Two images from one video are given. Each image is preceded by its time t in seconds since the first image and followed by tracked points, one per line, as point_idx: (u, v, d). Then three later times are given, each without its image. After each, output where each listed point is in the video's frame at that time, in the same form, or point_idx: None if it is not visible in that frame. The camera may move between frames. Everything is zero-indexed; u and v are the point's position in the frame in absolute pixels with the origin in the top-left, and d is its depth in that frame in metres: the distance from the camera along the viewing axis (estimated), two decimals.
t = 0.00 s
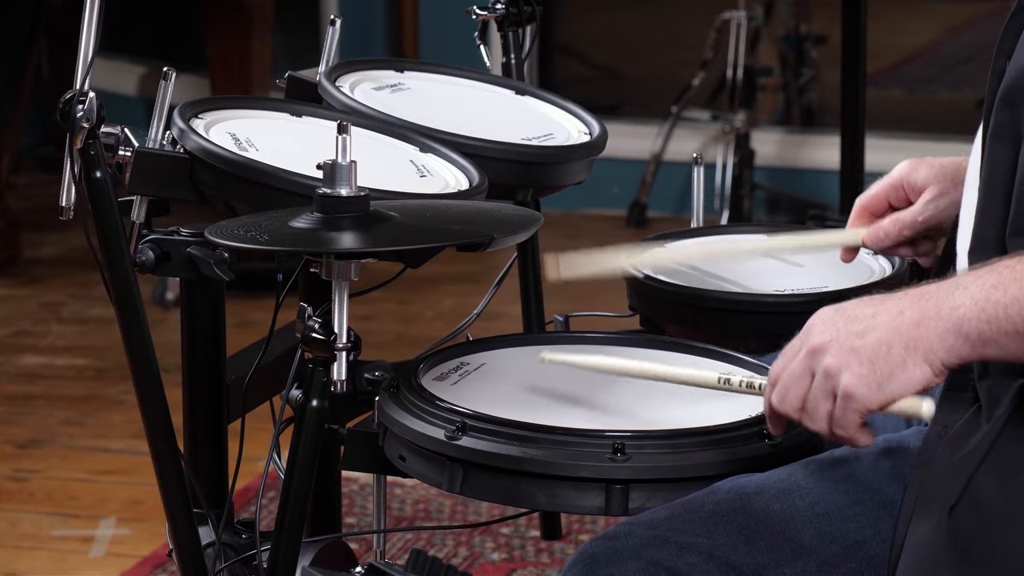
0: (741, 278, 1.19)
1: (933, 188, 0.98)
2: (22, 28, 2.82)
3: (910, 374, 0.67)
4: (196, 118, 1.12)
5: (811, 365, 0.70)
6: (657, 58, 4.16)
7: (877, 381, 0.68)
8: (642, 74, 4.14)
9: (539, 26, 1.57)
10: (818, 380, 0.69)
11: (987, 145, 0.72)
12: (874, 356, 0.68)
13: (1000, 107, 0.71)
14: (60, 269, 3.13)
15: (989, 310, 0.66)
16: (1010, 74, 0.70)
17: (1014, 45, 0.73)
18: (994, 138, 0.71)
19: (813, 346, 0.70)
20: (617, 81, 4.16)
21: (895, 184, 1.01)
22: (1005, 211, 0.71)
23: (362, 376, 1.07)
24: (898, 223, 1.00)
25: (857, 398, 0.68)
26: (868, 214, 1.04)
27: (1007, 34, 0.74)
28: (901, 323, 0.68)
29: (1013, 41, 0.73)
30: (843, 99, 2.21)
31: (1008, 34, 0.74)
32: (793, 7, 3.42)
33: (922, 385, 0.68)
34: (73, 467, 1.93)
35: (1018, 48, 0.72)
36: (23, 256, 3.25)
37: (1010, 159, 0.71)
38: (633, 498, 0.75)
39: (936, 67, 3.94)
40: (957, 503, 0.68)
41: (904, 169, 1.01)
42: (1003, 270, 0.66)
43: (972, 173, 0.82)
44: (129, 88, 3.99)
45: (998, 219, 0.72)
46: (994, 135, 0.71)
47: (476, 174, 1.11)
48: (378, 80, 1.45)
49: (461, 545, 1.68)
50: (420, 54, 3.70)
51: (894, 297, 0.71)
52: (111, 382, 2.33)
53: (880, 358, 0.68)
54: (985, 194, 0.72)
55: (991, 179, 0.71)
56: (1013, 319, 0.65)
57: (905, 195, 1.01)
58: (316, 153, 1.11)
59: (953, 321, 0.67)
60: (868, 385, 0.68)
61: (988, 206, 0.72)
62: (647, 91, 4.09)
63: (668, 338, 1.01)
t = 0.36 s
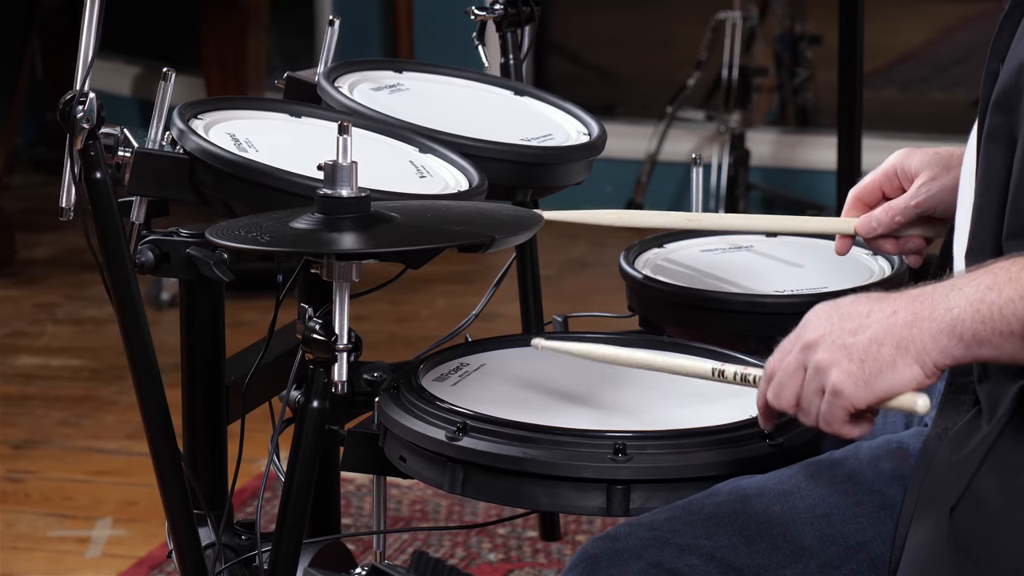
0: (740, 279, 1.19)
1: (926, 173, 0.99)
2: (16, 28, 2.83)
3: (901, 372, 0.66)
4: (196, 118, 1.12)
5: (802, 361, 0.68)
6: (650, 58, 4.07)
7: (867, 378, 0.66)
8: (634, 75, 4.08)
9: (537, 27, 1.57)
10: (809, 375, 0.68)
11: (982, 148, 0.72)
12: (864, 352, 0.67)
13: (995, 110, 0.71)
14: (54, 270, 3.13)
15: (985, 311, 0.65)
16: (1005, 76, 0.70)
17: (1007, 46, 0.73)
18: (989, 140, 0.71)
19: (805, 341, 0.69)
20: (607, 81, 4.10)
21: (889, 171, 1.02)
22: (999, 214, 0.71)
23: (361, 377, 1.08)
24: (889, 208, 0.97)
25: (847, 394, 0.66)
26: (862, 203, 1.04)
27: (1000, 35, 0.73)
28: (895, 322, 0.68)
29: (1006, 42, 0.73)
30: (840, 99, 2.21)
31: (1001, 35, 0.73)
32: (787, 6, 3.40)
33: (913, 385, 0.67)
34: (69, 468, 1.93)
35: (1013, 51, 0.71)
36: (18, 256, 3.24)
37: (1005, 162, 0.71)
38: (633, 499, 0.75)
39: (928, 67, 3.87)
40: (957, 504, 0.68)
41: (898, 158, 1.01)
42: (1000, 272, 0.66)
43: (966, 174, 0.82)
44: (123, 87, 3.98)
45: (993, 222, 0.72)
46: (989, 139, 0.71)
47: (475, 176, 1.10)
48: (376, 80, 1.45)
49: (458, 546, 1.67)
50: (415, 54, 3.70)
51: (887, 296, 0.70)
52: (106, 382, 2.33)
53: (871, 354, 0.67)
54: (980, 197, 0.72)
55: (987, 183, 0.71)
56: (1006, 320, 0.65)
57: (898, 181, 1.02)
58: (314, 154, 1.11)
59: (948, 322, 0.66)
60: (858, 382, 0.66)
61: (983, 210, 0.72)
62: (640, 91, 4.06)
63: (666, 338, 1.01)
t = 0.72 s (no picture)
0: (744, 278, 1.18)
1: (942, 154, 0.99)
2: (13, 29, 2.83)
3: (881, 335, 0.67)
4: (199, 120, 1.11)
5: (783, 309, 0.69)
6: (648, 57, 4.34)
7: (845, 336, 0.67)
8: (633, 75, 4.26)
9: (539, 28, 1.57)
10: (786, 324, 0.69)
11: (992, 152, 0.71)
12: (846, 311, 0.67)
13: (1005, 113, 0.71)
14: (51, 270, 3.13)
15: (973, 288, 0.65)
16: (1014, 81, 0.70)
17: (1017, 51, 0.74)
18: (999, 146, 0.71)
19: (789, 291, 0.69)
20: (607, 81, 4.24)
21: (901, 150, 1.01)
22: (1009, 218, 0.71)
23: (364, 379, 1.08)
24: (904, 241, 0.86)
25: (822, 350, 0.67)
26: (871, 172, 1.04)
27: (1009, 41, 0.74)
28: (882, 286, 0.67)
29: (1016, 48, 0.74)
30: (839, 99, 2.21)
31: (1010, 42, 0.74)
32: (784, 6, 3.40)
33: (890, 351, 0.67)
34: (66, 469, 1.93)
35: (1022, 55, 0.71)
36: (15, 256, 3.24)
37: (1015, 167, 0.70)
38: (638, 500, 0.76)
39: (922, 67, 4.17)
40: (965, 509, 0.68)
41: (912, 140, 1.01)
42: (994, 250, 0.66)
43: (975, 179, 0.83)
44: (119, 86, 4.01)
45: (1001, 226, 0.72)
46: (998, 143, 0.71)
47: (479, 176, 1.10)
48: (378, 81, 1.45)
49: (457, 546, 1.67)
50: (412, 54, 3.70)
51: (878, 257, 0.70)
52: (103, 383, 2.33)
53: (853, 314, 0.67)
54: (989, 202, 0.72)
55: (996, 187, 0.71)
56: (992, 299, 0.64)
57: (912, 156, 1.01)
58: (317, 155, 1.11)
59: (936, 294, 0.66)
60: (835, 340, 0.67)
61: (992, 216, 0.72)
62: (638, 91, 4.14)
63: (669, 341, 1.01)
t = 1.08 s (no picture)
0: (746, 281, 1.18)
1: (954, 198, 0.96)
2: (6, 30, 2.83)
3: (887, 321, 0.69)
4: (200, 121, 1.11)
5: (786, 298, 0.71)
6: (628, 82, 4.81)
7: (851, 321, 0.69)
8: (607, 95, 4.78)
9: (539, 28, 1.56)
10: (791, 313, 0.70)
11: (998, 153, 0.71)
12: (851, 297, 0.69)
13: (1010, 113, 0.71)
14: (45, 271, 3.13)
15: (977, 271, 0.68)
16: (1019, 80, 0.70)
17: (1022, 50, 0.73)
18: (1004, 146, 0.71)
19: (791, 280, 0.71)
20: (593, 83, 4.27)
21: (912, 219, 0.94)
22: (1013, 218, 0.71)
23: (365, 379, 1.07)
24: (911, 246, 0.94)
25: (828, 337, 0.69)
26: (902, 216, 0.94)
27: (1014, 44, 0.74)
28: (883, 271, 0.70)
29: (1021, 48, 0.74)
30: (836, 100, 2.21)
31: (1014, 44, 0.74)
32: (778, 6, 3.42)
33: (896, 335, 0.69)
34: (61, 470, 1.93)
35: None
36: (8, 257, 3.24)
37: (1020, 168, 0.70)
38: (643, 501, 0.75)
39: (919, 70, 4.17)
40: (972, 510, 0.69)
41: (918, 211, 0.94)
42: (995, 233, 0.69)
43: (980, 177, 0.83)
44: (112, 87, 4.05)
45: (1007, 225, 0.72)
46: (1004, 143, 0.71)
47: (482, 178, 1.10)
48: (379, 82, 1.45)
49: (455, 548, 1.67)
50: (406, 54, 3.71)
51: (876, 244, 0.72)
52: (98, 384, 2.33)
53: (858, 299, 0.69)
54: (995, 202, 0.72)
55: (1001, 187, 0.71)
56: (996, 282, 0.67)
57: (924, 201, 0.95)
58: (321, 157, 1.11)
59: (939, 275, 0.69)
60: (842, 326, 0.69)
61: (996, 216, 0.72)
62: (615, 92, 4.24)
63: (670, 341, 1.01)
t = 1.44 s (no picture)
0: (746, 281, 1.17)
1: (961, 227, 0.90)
2: None
3: (904, 357, 0.66)
4: (199, 121, 1.11)
5: (804, 340, 0.68)
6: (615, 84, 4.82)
7: (869, 361, 0.67)
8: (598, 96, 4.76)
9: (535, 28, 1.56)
10: (808, 355, 0.68)
11: (1000, 159, 0.71)
12: (867, 335, 0.67)
13: (1013, 118, 0.70)
14: (36, 271, 3.13)
15: (988, 300, 0.66)
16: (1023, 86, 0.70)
17: None
18: (1008, 153, 0.71)
19: (806, 322, 0.68)
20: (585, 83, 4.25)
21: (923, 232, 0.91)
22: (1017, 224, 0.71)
23: (362, 380, 1.07)
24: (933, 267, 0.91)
25: (848, 376, 0.66)
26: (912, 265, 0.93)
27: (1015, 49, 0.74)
28: (897, 307, 0.67)
29: None
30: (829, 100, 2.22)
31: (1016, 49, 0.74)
32: (768, 6, 3.45)
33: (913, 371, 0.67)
34: (54, 471, 1.92)
35: None
36: None
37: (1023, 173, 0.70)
38: (645, 503, 0.75)
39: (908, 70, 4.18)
40: (976, 511, 0.68)
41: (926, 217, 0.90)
42: (1006, 262, 0.66)
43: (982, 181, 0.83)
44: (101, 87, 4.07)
45: (1013, 229, 0.72)
46: (1007, 149, 0.71)
47: (481, 178, 1.10)
48: (377, 83, 1.45)
49: (448, 548, 1.67)
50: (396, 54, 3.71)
51: (890, 277, 0.70)
52: (89, 385, 2.32)
53: (874, 338, 0.67)
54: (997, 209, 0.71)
55: (1005, 192, 0.71)
56: (1012, 311, 0.65)
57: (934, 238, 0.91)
58: (321, 158, 1.10)
59: (952, 308, 0.66)
60: (861, 364, 0.66)
61: (1000, 221, 0.72)
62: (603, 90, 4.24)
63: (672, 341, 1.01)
